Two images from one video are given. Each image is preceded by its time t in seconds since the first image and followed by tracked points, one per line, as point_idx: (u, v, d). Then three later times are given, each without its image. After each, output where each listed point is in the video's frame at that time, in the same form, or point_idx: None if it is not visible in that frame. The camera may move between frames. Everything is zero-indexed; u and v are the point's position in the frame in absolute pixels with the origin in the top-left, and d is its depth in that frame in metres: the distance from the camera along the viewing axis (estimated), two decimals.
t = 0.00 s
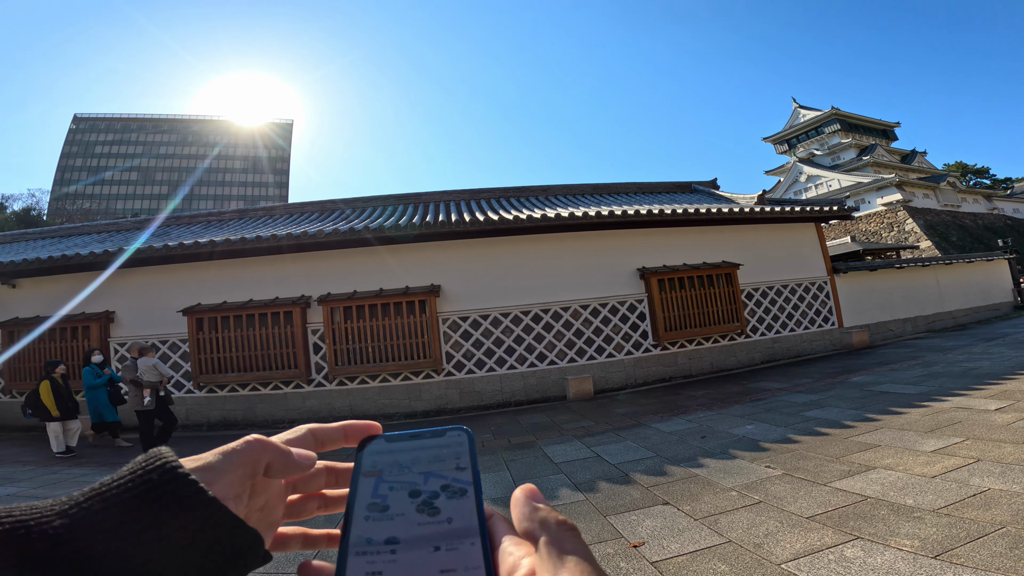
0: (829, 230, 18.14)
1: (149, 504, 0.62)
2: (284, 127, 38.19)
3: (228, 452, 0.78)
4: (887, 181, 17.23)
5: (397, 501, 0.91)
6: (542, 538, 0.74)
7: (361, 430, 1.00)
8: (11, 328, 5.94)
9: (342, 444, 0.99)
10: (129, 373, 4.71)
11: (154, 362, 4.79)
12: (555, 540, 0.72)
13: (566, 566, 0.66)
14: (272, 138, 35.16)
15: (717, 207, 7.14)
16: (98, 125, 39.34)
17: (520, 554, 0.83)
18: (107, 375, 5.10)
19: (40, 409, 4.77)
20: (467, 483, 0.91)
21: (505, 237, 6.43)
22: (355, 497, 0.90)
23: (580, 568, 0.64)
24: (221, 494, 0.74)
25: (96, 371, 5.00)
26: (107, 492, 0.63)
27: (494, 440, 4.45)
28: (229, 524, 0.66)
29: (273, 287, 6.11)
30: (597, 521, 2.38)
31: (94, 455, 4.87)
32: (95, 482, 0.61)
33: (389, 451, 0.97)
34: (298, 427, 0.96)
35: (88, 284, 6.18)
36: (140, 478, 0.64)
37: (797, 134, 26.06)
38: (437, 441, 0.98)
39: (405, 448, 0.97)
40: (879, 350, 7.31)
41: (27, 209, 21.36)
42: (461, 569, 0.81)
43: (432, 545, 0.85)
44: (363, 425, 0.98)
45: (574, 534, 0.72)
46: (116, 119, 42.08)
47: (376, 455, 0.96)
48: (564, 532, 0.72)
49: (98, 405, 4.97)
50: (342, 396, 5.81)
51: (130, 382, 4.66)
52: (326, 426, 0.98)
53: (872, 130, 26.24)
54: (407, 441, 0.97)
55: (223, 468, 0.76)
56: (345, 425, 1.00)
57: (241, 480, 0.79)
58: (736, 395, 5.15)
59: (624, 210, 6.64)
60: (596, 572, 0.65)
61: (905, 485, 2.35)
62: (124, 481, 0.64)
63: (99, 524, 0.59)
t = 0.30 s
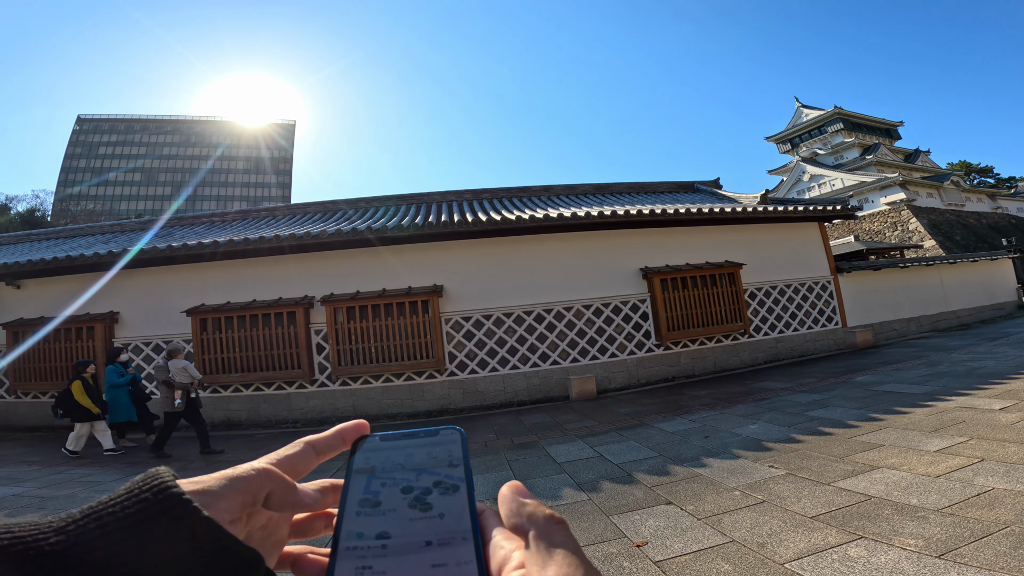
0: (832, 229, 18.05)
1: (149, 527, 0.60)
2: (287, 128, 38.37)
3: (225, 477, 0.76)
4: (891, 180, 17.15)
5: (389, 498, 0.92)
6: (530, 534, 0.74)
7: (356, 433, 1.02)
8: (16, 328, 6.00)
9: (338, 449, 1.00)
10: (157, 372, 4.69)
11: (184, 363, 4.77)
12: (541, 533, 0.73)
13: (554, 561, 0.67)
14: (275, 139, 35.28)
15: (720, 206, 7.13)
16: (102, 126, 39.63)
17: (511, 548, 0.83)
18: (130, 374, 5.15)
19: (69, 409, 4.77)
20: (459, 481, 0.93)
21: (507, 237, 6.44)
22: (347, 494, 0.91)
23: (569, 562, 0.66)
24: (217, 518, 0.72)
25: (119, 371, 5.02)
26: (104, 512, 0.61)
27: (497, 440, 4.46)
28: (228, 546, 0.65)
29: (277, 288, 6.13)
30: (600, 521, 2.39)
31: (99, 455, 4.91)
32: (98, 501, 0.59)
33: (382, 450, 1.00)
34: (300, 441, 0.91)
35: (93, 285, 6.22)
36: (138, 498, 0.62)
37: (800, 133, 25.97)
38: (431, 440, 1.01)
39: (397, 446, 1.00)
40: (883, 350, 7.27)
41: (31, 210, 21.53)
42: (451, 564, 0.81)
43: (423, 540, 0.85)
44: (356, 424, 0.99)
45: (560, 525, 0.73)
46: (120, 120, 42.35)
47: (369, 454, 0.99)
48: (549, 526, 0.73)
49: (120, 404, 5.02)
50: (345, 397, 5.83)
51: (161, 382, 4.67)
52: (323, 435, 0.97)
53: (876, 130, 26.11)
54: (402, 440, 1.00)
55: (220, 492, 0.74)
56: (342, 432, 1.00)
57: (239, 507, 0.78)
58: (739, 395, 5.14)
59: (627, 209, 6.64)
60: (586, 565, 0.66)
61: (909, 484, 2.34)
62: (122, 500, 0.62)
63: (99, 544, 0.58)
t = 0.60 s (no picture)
0: (836, 229, 17.94)
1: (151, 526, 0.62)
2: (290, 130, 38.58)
3: (227, 475, 0.77)
4: (895, 180, 17.05)
5: (388, 490, 0.93)
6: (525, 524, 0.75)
7: (353, 426, 1.05)
8: (22, 330, 6.06)
9: (337, 443, 1.03)
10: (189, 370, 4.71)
11: (215, 359, 4.78)
12: (536, 521, 0.74)
13: (551, 550, 0.68)
14: (279, 141, 35.49)
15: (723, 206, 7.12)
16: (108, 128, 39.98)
17: (509, 537, 0.85)
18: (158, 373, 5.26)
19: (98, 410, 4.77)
20: (457, 473, 0.94)
21: (510, 238, 6.45)
22: (346, 486, 0.92)
23: (564, 550, 0.67)
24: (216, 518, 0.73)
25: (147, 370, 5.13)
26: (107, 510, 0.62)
27: (501, 440, 4.47)
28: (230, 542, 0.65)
29: (281, 289, 6.17)
30: (604, 521, 2.40)
31: (105, 455, 4.96)
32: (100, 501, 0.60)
33: (380, 442, 1.00)
34: (300, 436, 0.95)
35: (98, 287, 6.29)
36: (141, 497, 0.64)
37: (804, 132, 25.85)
38: (429, 432, 1.01)
39: (396, 439, 1.01)
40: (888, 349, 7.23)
41: (36, 212, 21.72)
42: (449, 554, 0.84)
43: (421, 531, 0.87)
44: (350, 414, 1.01)
45: (555, 513, 0.73)
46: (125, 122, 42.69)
47: (367, 447, 1.00)
48: (543, 515, 0.73)
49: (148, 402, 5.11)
50: (349, 397, 5.86)
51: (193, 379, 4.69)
52: (322, 430, 1.00)
53: (881, 129, 25.96)
54: (399, 433, 1.01)
55: (222, 490, 0.75)
56: (339, 424, 1.03)
57: (241, 506, 0.78)
58: (743, 395, 5.13)
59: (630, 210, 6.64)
60: (582, 553, 0.67)
61: (914, 484, 2.34)
62: (125, 498, 0.63)
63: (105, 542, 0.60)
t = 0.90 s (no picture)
0: (845, 230, 17.75)
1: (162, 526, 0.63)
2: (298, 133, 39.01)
3: (233, 477, 0.80)
4: (905, 180, 16.86)
5: (386, 483, 0.95)
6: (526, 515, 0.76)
7: (354, 422, 1.09)
8: (35, 331, 6.20)
9: (339, 440, 1.07)
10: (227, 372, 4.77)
11: (251, 362, 4.84)
12: (537, 512, 0.75)
13: (552, 543, 0.70)
14: (286, 144, 35.85)
15: (730, 207, 7.09)
16: (118, 133, 40.65)
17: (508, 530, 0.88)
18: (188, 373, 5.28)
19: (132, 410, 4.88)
20: (455, 464, 0.96)
21: (515, 239, 6.47)
22: (346, 478, 0.95)
23: (565, 542, 0.69)
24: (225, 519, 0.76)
25: (178, 369, 5.16)
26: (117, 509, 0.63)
27: (506, 441, 4.48)
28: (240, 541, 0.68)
29: (289, 291, 6.24)
30: (610, 522, 2.40)
31: (117, 455, 5.05)
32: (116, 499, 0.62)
33: (380, 437, 1.03)
34: (304, 433, 0.99)
35: (105, 288, 6.42)
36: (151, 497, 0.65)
37: (812, 132, 25.64)
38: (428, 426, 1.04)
39: (396, 434, 1.04)
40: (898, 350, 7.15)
41: (48, 215, 22.12)
42: (446, 545, 0.85)
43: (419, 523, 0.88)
44: (351, 411, 1.05)
45: (554, 504, 0.75)
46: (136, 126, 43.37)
47: (367, 442, 1.02)
48: (544, 507, 0.74)
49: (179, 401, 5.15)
50: (356, 398, 5.91)
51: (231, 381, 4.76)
52: (324, 427, 1.04)
53: (890, 128, 25.69)
54: (399, 428, 1.04)
55: (226, 492, 0.77)
56: (340, 421, 1.06)
57: (251, 507, 0.81)
58: (751, 396, 5.10)
59: (636, 211, 6.64)
60: (583, 544, 0.70)
61: (923, 485, 2.32)
62: (134, 498, 0.64)
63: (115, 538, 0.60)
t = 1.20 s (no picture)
0: (854, 230, 17.55)
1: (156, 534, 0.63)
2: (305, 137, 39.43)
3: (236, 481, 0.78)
4: (914, 179, 16.66)
5: (388, 483, 0.96)
6: (528, 516, 0.78)
7: (355, 422, 1.11)
8: (45, 334, 6.31)
9: (339, 440, 1.08)
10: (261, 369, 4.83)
11: (287, 359, 4.94)
12: (539, 512, 0.77)
13: (555, 543, 0.72)
14: (293, 147, 36.23)
15: (737, 207, 7.06)
16: (128, 136, 41.23)
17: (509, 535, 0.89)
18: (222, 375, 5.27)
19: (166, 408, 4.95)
20: (457, 465, 0.98)
21: (521, 240, 6.49)
22: (348, 477, 0.96)
23: (567, 542, 0.71)
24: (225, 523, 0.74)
25: (213, 371, 5.16)
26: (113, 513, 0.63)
27: (513, 442, 4.50)
28: (241, 548, 0.69)
29: (296, 292, 6.31)
30: (615, 523, 2.41)
31: (129, 455, 5.13)
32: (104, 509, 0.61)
33: (381, 437, 1.05)
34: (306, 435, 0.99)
35: (114, 291, 6.53)
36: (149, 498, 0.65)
37: (819, 131, 25.42)
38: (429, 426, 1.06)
39: (396, 433, 1.05)
40: (908, 351, 7.07)
41: (59, 217, 22.45)
42: (449, 544, 0.87)
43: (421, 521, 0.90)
44: (352, 412, 1.05)
45: (553, 502, 0.77)
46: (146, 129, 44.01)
47: (368, 442, 1.03)
48: (545, 506, 0.77)
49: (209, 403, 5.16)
50: (363, 399, 5.95)
51: (265, 379, 4.79)
52: (326, 429, 1.05)
53: (899, 127, 25.41)
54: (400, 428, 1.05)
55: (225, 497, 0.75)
56: (342, 423, 1.08)
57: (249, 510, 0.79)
58: (758, 397, 5.07)
59: (642, 212, 6.63)
60: (584, 542, 0.72)
61: (933, 486, 2.30)
62: (132, 500, 0.64)
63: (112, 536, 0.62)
